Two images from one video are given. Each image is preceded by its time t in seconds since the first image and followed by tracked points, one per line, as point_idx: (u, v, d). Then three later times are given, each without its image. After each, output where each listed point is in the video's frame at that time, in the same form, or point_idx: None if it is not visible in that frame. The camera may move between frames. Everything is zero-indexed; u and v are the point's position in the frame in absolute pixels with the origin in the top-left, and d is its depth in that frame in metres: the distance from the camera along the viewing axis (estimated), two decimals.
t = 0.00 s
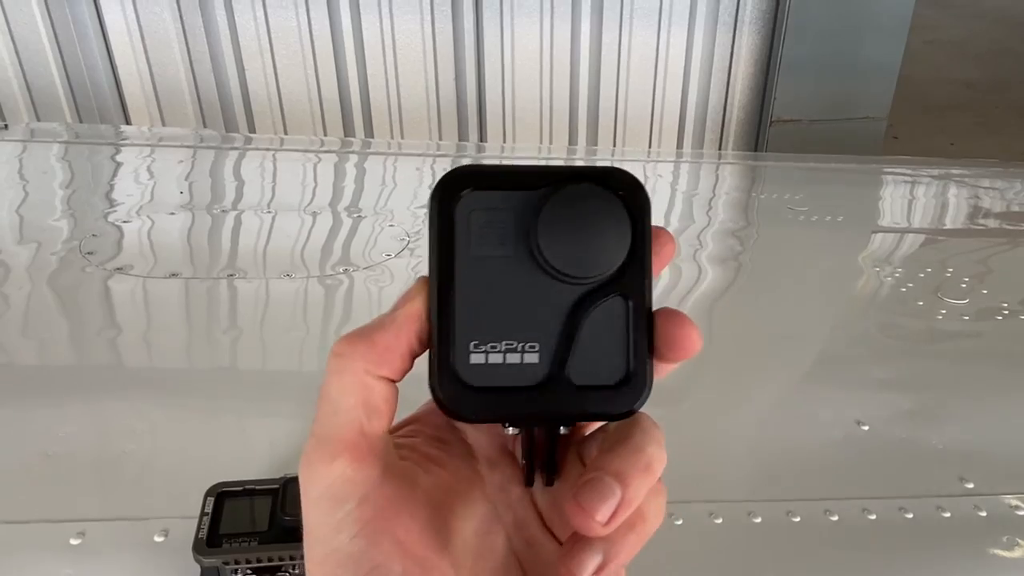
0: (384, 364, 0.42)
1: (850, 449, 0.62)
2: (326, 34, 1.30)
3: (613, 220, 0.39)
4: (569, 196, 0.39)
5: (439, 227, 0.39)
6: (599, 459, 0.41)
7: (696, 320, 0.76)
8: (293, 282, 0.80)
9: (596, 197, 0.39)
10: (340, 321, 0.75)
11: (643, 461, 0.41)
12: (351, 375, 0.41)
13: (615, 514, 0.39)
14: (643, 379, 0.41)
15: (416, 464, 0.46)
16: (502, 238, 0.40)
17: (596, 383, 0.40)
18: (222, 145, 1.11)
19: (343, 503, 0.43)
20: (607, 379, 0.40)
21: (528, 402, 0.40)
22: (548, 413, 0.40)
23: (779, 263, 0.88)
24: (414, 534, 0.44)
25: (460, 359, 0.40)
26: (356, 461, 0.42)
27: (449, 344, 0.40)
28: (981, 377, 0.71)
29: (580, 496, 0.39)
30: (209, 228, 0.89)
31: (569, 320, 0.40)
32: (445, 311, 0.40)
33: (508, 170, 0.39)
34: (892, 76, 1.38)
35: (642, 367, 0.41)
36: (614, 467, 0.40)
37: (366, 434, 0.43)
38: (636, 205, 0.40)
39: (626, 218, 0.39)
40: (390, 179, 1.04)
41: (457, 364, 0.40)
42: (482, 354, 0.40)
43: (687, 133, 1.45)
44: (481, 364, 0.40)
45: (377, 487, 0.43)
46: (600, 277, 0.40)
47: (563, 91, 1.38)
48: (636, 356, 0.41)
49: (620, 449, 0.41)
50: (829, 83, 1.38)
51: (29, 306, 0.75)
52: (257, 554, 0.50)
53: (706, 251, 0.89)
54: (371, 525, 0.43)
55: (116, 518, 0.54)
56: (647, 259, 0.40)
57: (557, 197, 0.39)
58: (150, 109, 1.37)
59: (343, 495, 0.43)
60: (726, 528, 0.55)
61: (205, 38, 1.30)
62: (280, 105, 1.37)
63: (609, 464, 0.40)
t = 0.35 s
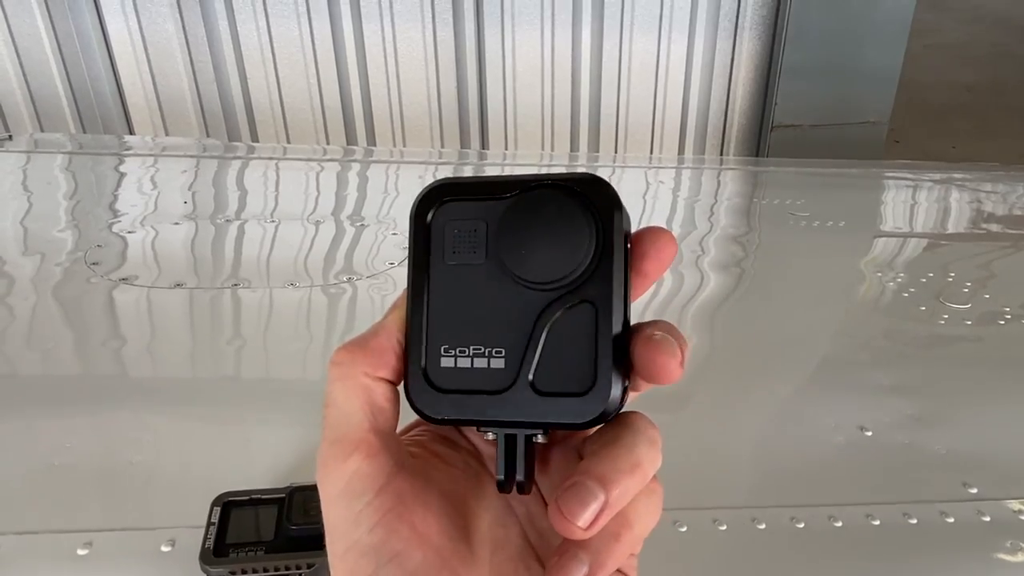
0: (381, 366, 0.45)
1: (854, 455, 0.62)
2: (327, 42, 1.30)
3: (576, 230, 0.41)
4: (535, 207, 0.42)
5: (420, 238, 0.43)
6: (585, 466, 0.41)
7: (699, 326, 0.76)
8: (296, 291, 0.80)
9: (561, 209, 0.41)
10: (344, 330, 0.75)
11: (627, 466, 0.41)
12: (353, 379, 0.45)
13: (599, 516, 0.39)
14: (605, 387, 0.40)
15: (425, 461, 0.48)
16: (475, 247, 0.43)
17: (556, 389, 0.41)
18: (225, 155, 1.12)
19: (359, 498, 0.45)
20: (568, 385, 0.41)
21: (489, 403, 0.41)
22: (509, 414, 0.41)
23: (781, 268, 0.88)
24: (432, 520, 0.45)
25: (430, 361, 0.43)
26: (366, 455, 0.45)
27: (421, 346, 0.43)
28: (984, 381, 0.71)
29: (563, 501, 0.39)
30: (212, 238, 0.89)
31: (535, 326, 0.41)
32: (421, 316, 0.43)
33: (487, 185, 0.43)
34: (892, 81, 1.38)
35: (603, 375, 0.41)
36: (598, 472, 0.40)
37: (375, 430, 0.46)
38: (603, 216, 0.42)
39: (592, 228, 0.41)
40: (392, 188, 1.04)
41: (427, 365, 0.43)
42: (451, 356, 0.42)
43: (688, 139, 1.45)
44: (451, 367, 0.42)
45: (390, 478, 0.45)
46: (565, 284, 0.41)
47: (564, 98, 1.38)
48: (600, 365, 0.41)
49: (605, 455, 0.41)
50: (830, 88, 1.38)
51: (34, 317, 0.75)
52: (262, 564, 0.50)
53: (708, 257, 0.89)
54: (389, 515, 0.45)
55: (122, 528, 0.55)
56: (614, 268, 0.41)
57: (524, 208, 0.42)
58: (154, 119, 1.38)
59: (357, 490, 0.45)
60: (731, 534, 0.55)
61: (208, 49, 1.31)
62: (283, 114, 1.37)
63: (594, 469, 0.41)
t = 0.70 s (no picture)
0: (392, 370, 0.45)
1: (856, 458, 0.62)
2: (327, 46, 1.30)
3: (527, 253, 0.38)
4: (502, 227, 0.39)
5: (423, 249, 0.43)
6: (554, 489, 0.41)
7: (699, 330, 0.76)
8: (297, 294, 0.80)
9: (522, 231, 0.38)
10: (344, 333, 0.75)
11: (597, 491, 0.40)
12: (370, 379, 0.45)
13: (562, 545, 0.39)
14: (525, 422, 0.37)
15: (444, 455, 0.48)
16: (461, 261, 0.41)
17: (489, 416, 0.38)
18: (225, 159, 1.12)
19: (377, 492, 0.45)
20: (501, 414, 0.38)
21: (438, 420, 0.40)
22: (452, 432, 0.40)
23: (781, 272, 0.88)
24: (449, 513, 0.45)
25: (407, 369, 0.42)
26: (386, 451, 0.45)
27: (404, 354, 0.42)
28: (984, 385, 0.71)
29: (527, 529, 0.38)
30: (213, 241, 0.89)
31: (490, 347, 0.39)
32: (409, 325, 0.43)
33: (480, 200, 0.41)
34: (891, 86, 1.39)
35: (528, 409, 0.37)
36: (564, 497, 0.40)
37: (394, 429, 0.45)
38: (562, 243, 0.38)
39: (549, 254, 0.38)
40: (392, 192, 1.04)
41: (406, 373, 0.42)
42: (423, 365, 0.41)
43: (688, 143, 1.45)
44: (423, 376, 0.41)
45: (409, 473, 0.45)
46: (516, 307, 0.38)
47: (563, 102, 1.39)
48: (530, 398, 0.37)
49: (576, 479, 0.40)
50: (829, 92, 1.38)
51: (34, 321, 0.75)
52: (264, 567, 0.49)
53: (708, 261, 0.89)
54: (406, 508, 0.45)
55: (123, 531, 0.54)
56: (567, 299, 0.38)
57: (494, 226, 0.39)
58: (154, 123, 1.38)
59: (376, 485, 0.45)
60: (733, 538, 0.55)
61: (208, 52, 1.31)
62: (283, 118, 1.37)
63: (562, 494, 0.40)
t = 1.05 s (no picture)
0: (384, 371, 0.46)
1: (855, 466, 0.62)
2: (327, 54, 1.31)
3: (511, 255, 0.37)
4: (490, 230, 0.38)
5: (422, 254, 0.43)
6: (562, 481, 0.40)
7: (698, 337, 0.76)
8: (295, 300, 0.80)
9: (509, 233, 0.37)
10: (343, 339, 0.75)
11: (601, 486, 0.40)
12: (368, 382, 0.46)
13: (574, 535, 0.38)
14: (510, 430, 0.36)
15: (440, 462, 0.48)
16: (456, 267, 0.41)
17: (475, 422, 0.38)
18: (224, 165, 1.12)
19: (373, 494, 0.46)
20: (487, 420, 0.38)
21: (432, 424, 0.40)
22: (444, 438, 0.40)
23: (779, 279, 0.88)
24: (442, 517, 0.45)
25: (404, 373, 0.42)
26: (382, 454, 0.46)
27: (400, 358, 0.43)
28: (982, 393, 0.71)
29: (539, 514, 0.38)
30: (211, 248, 0.89)
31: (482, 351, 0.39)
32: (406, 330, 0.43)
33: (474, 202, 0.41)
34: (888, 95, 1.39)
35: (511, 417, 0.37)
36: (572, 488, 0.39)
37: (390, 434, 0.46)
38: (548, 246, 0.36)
39: (535, 257, 0.37)
40: (391, 198, 1.04)
41: (402, 377, 0.43)
42: (419, 369, 0.42)
43: (686, 151, 1.45)
44: (420, 380, 0.42)
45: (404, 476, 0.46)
46: (504, 311, 0.38)
47: (562, 110, 1.39)
48: (515, 407, 0.36)
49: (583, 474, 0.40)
50: (827, 100, 1.39)
51: (32, 326, 0.75)
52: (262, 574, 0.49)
53: (706, 268, 0.89)
54: (400, 511, 0.45)
55: (120, 538, 0.54)
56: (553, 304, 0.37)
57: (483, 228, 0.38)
58: (153, 130, 1.38)
59: (372, 487, 0.46)
60: (733, 545, 0.55)
61: (207, 59, 1.31)
62: (281, 124, 1.37)
63: (570, 486, 0.40)
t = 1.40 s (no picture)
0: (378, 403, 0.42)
1: (856, 476, 0.62)
2: (327, 64, 1.31)
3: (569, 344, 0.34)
4: (535, 320, 0.34)
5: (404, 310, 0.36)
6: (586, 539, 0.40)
7: (698, 346, 0.76)
8: (296, 309, 0.80)
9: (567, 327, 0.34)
10: (344, 348, 0.75)
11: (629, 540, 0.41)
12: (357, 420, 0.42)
13: None
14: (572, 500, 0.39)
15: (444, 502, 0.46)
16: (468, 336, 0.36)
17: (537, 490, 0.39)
18: (224, 174, 1.12)
19: (378, 555, 0.44)
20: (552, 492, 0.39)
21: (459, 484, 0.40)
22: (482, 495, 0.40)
23: (779, 289, 0.88)
24: (453, 570, 0.44)
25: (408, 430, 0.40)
26: (383, 514, 0.44)
27: (399, 416, 0.40)
28: (983, 403, 0.71)
29: None
30: (212, 256, 0.89)
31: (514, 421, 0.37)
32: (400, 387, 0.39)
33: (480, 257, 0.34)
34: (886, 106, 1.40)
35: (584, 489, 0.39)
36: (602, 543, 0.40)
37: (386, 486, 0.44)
38: (621, 351, 0.34)
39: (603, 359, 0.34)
40: (391, 207, 1.05)
41: (407, 433, 0.40)
42: (428, 429, 0.39)
43: (685, 161, 1.46)
44: (427, 437, 0.39)
45: (409, 533, 0.45)
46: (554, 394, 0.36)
47: (561, 120, 1.40)
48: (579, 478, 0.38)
49: (612, 533, 0.40)
50: (825, 111, 1.39)
51: (33, 334, 0.75)
52: None
53: (706, 278, 0.89)
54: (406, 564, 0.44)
55: (122, 546, 0.54)
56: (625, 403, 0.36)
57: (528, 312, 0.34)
58: (154, 139, 1.38)
59: (376, 547, 0.44)
60: (734, 555, 0.55)
61: (208, 68, 1.32)
62: (282, 133, 1.38)
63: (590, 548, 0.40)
